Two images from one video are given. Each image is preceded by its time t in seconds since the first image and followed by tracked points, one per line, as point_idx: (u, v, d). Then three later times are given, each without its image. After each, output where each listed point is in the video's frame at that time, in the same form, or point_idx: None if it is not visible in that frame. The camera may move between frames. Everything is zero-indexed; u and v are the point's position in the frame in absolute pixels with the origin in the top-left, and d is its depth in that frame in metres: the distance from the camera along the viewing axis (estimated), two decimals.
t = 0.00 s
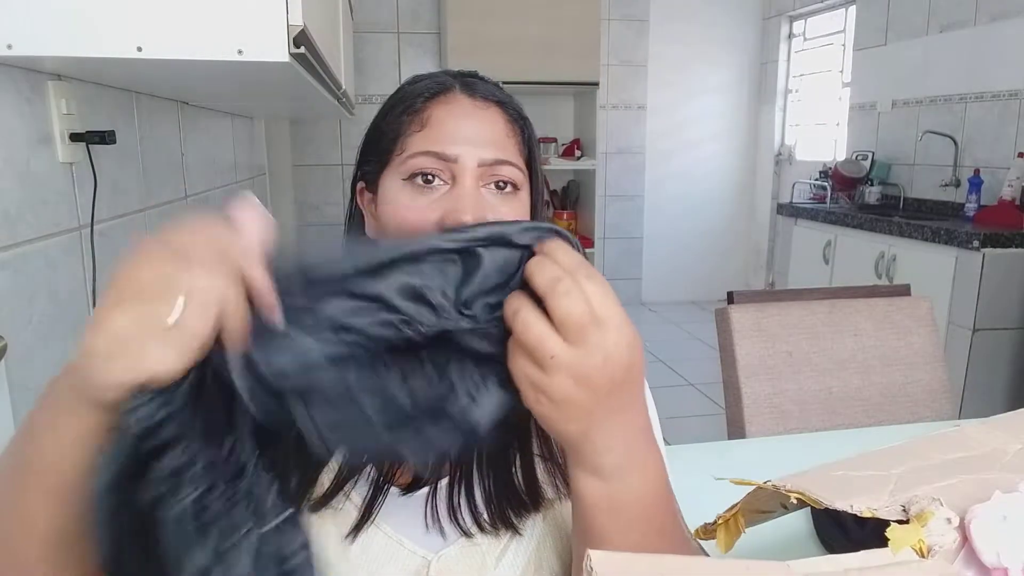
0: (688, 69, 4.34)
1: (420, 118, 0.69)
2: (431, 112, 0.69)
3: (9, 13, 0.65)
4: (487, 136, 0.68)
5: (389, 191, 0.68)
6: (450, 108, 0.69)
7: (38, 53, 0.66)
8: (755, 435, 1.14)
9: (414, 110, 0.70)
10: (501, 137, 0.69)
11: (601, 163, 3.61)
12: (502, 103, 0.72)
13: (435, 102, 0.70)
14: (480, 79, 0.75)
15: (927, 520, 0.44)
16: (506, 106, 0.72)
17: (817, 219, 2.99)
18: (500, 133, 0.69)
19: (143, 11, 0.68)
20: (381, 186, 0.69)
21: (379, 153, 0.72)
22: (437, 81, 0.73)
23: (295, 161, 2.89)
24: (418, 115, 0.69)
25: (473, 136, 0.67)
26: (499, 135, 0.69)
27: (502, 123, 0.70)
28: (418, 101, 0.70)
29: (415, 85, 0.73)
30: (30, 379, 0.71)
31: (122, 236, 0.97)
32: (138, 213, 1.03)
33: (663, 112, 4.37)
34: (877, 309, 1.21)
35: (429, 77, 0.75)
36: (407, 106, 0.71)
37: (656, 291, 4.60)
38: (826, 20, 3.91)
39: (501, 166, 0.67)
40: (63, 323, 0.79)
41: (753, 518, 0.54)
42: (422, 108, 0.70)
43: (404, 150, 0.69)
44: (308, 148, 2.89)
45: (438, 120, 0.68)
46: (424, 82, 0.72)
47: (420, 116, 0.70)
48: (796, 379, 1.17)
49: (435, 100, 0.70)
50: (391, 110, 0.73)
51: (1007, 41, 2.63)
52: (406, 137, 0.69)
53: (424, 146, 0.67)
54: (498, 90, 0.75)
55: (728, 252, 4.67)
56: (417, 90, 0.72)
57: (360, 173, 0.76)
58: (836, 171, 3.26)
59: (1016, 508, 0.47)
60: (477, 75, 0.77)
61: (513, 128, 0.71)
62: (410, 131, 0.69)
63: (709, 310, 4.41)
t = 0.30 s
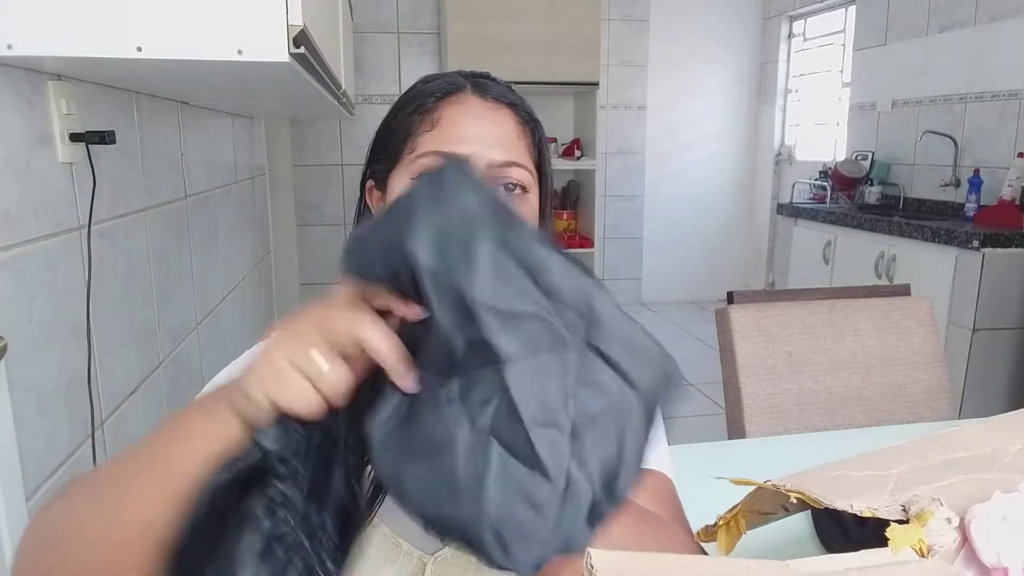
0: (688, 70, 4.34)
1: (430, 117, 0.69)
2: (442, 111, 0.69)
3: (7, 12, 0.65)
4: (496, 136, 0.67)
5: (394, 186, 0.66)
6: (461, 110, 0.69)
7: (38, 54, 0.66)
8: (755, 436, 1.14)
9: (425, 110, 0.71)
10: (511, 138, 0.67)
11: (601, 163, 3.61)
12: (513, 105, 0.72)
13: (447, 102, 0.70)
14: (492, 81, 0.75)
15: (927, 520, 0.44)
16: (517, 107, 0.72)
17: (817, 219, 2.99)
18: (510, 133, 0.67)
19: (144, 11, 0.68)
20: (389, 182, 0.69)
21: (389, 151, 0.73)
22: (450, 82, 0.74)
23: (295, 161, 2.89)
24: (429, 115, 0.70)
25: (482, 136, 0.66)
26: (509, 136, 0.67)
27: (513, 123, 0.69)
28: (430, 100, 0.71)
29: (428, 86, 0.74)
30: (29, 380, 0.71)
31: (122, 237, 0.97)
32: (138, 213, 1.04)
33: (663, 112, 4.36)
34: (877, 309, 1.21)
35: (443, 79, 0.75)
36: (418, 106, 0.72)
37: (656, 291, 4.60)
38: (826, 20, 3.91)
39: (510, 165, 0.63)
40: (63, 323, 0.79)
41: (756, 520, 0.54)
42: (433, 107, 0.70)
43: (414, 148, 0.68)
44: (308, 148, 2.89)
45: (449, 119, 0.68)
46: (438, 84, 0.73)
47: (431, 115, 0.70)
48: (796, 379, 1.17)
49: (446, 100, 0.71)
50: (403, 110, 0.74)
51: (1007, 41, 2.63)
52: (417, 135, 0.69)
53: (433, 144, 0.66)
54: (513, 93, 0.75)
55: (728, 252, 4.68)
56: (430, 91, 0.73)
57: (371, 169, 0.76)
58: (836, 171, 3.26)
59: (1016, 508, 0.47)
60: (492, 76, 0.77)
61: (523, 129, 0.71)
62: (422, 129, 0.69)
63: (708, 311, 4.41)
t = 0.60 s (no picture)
0: (688, 69, 4.34)
1: (429, 117, 0.70)
2: (441, 111, 0.70)
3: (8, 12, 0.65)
4: (495, 138, 0.67)
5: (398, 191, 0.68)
6: (460, 111, 0.69)
7: (38, 54, 0.67)
8: (756, 436, 1.14)
9: (424, 109, 0.71)
10: (510, 139, 0.68)
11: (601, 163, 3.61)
12: (513, 105, 0.72)
13: (446, 104, 0.70)
14: (493, 80, 0.75)
15: (927, 520, 0.44)
16: (515, 104, 0.72)
17: (817, 219, 2.99)
18: (509, 134, 0.69)
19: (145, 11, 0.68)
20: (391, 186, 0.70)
21: (390, 153, 0.73)
22: (450, 81, 0.73)
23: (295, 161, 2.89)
24: (428, 114, 0.70)
25: (481, 139, 0.67)
26: (508, 137, 0.68)
27: (512, 123, 0.70)
28: (428, 99, 0.71)
29: (427, 84, 0.74)
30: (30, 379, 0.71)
31: (122, 237, 0.97)
32: (138, 214, 1.04)
33: (663, 112, 4.36)
34: (877, 309, 1.21)
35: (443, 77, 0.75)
36: (418, 106, 0.72)
37: (656, 291, 4.60)
38: (826, 20, 3.91)
39: (508, 167, 0.66)
40: (63, 323, 0.79)
41: (756, 523, 0.53)
42: (433, 108, 0.71)
43: (414, 149, 0.69)
44: (308, 148, 2.89)
45: (448, 119, 0.69)
46: (437, 82, 0.73)
47: (431, 118, 0.70)
48: (796, 379, 1.17)
49: (445, 100, 0.71)
50: (403, 110, 0.73)
51: (1007, 41, 2.63)
52: (417, 137, 0.69)
53: (434, 145, 0.67)
54: (511, 89, 0.74)
55: (728, 252, 4.68)
56: (429, 90, 0.73)
57: (373, 169, 0.77)
58: (836, 171, 3.22)
59: (1016, 508, 0.47)
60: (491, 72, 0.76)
61: (522, 127, 0.71)
62: (421, 130, 0.70)
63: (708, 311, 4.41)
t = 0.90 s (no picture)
0: (687, 69, 4.34)
1: (424, 119, 0.70)
2: (437, 113, 0.70)
3: (8, 13, 0.65)
4: (489, 142, 0.68)
5: (390, 192, 0.69)
6: (456, 113, 0.69)
7: (37, 54, 0.67)
8: (755, 436, 1.14)
9: (421, 111, 0.71)
10: (505, 142, 0.69)
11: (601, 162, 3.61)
12: (511, 108, 0.72)
13: (442, 106, 0.70)
14: (493, 80, 0.75)
15: (927, 520, 0.44)
16: (513, 108, 0.72)
17: (817, 219, 2.99)
18: (503, 137, 0.69)
19: (145, 11, 0.68)
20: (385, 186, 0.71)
21: (387, 152, 0.73)
22: (447, 82, 0.73)
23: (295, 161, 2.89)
24: (424, 115, 0.70)
25: (475, 142, 0.67)
26: (503, 140, 0.69)
27: (508, 127, 0.70)
28: (425, 101, 0.71)
29: (424, 85, 0.73)
30: (30, 379, 0.71)
31: (122, 237, 0.97)
32: (138, 213, 1.03)
33: (662, 112, 4.36)
34: (877, 310, 1.21)
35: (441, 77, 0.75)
36: (414, 108, 0.72)
37: (656, 291, 4.60)
38: (826, 20, 3.91)
39: (502, 172, 0.67)
40: (63, 323, 0.79)
41: (756, 523, 0.53)
42: (429, 108, 0.71)
43: (408, 150, 0.69)
44: (308, 147, 2.89)
45: (443, 121, 0.69)
46: (434, 82, 0.73)
47: (426, 120, 0.70)
48: (796, 379, 1.17)
49: (441, 102, 0.71)
50: (400, 110, 0.73)
51: (1007, 41, 2.63)
52: (411, 139, 0.70)
53: (427, 147, 0.67)
54: (510, 91, 0.74)
55: (728, 252, 4.68)
56: (426, 90, 0.73)
57: (371, 167, 0.77)
58: (836, 171, 3.25)
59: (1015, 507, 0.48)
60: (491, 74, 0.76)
61: (518, 131, 0.71)
62: (416, 131, 0.70)
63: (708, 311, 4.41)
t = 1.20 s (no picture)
0: (688, 69, 4.34)
1: (427, 119, 0.70)
2: (439, 113, 0.70)
3: (8, 13, 0.65)
4: (491, 143, 0.68)
5: (391, 192, 0.69)
6: (459, 113, 0.69)
7: (38, 54, 0.67)
8: (755, 436, 1.14)
9: (422, 110, 0.70)
10: (508, 143, 0.69)
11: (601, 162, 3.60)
12: (514, 109, 0.71)
13: (444, 105, 0.70)
14: (495, 80, 0.74)
15: (927, 520, 0.44)
16: (516, 106, 0.72)
17: (817, 218, 2.99)
18: (507, 137, 0.69)
19: (145, 10, 0.68)
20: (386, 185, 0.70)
21: (387, 152, 0.73)
22: (448, 81, 0.72)
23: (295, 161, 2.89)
24: (427, 116, 0.70)
25: (478, 144, 0.67)
26: (506, 140, 0.69)
27: (511, 127, 0.70)
28: (426, 100, 0.71)
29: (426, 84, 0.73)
30: (29, 379, 0.71)
31: (122, 237, 0.97)
32: (138, 213, 1.03)
33: (662, 112, 4.36)
34: (877, 310, 1.21)
35: (441, 76, 0.74)
36: (416, 108, 0.71)
37: (656, 291, 4.61)
38: (826, 21, 3.91)
39: (505, 174, 0.67)
40: (63, 323, 0.79)
41: (756, 523, 0.53)
42: (431, 109, 0.70)
43: (411, 151, 0.69)
44: (308, 147, 2.89)
45: (446, 121, 0.69)
46: (436, 81, 0.73)
47: (428, 120, 0.70)
48: (796, 379, 1.17)
49: (444, 101, 0.70)
50: (401, 109, 0.73)
51: (1007, 41, 2.63)
52: (412, 139, 0.69)
53: (431, 149, 0.67)
54: (511, 88, 0.74)
55: (729, 252, 4.68)
56: (428, 89, 0.72)
57: (370, 165, 0.77)
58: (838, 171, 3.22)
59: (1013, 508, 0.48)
60: (492, 72, 0.76)
61: (521, 130, 0.71)
62: (418, 132, 0.70)
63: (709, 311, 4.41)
